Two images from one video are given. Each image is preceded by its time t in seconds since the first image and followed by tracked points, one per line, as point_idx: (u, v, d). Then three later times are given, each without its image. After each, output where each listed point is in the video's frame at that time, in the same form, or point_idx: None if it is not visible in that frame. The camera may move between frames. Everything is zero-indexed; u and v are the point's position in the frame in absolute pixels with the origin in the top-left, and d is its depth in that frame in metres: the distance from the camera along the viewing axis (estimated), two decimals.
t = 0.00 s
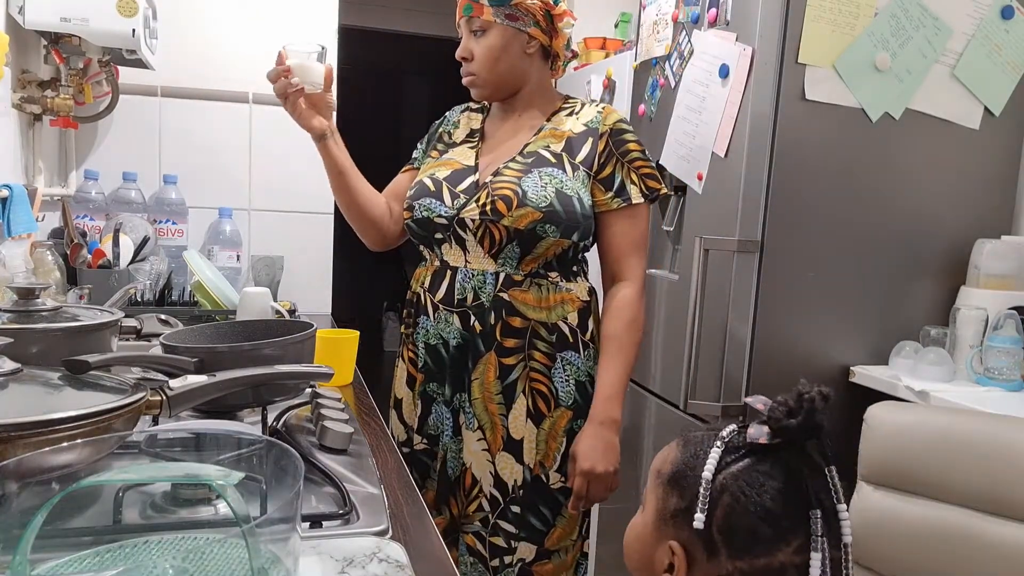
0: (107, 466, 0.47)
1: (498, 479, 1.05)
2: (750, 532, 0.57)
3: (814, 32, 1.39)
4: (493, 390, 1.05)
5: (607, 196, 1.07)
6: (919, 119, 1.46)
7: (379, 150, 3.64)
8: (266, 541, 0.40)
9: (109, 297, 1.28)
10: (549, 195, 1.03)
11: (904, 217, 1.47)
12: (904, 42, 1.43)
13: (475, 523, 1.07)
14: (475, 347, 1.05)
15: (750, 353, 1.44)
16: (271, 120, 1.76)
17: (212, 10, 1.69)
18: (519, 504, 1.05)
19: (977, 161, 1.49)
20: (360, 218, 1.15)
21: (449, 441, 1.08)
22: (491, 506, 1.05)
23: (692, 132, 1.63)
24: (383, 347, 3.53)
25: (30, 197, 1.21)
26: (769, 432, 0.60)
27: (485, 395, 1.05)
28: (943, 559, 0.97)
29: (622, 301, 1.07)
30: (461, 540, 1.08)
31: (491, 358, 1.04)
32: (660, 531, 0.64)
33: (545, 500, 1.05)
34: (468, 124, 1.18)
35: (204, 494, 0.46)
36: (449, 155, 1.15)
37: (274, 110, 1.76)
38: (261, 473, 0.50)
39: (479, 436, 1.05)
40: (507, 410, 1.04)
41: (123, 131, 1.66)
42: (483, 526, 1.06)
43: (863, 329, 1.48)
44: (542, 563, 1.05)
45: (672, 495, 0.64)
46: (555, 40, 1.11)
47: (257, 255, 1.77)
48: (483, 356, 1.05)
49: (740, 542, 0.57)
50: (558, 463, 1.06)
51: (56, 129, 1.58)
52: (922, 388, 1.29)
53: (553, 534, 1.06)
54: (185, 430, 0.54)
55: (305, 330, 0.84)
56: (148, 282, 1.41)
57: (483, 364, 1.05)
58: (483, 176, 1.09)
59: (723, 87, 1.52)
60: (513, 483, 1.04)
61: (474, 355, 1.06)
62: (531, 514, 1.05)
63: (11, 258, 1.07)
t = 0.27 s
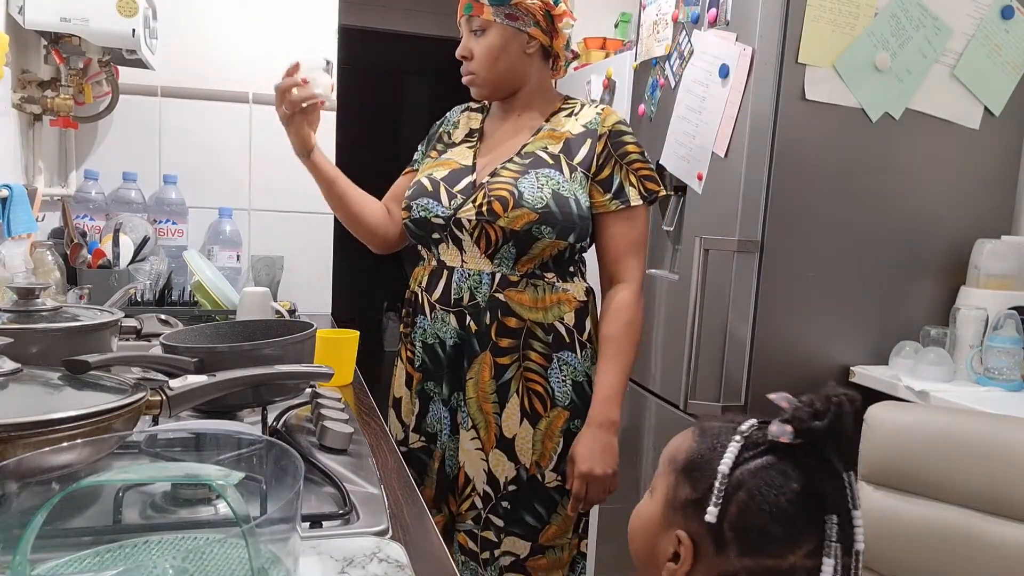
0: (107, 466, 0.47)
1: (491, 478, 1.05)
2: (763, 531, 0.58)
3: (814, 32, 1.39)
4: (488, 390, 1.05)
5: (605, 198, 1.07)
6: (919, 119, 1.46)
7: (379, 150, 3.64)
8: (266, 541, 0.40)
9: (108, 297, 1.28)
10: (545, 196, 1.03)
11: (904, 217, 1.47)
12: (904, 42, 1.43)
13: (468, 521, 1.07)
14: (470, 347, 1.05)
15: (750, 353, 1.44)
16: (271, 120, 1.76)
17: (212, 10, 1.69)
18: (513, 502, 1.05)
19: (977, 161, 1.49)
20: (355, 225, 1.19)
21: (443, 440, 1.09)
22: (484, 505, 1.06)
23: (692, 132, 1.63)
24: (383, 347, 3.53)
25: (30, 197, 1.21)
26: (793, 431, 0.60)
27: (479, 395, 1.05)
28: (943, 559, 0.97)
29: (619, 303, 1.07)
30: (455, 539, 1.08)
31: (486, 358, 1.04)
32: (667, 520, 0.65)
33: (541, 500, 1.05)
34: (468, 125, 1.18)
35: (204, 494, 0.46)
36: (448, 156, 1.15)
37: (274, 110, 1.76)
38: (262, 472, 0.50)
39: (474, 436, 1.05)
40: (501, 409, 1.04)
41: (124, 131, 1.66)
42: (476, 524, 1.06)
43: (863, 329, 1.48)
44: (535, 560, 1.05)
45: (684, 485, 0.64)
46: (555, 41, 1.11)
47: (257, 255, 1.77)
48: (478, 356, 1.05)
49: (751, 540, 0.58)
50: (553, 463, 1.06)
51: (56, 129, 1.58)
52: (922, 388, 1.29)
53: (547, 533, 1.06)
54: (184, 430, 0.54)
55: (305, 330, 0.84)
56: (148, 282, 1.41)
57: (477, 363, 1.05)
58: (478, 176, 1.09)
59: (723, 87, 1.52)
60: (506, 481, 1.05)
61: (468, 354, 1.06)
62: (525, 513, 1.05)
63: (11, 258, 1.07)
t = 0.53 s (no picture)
0: (108, 466, 0.47)
1: (492, 478, 1.06)
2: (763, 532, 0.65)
3: (814, 32, 1.39)
4: (487, 390, 1.05)
5: (603, 198, 1.07)
6: (919, 119, 1.46)
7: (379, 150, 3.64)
8: (266, 541, 0.40)
9: (108, 297, 1.28)
10: (543, 198, 1.03)
11: (904, 217, 1.47)
12: (904, 42, 1.43)
13: (472, 521, 1.08)
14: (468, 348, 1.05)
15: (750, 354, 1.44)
16: (271, 119, 1.76)
17: (212, 10, 1.69)
18: (513, 502, 1.06)
19: (977, 161, 1.49)
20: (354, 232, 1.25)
21: (440, 440, 1.09)
22: (485, 504, 1.07)
23: (692, 132, 1.63)
24: (383, 347, 3.53)
25: (30, 197, 1.21)
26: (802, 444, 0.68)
27: (479, 396, 1.06)
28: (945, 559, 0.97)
29: (617, 304, 1.07)
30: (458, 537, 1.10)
31: (485, 358, 1.05)
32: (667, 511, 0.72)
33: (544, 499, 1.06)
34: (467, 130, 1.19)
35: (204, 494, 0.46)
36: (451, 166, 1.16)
37: (274, 110, 1.76)
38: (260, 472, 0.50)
39: (473, 436, 1.06)
40: (500, 410, 1.05)
41: (124, 131, 1.66)
42: (477, 522, 1.08)
43: (863, 329, 1.48)
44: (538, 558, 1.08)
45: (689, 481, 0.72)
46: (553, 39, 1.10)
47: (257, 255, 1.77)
48: (476, 357, 1.05)
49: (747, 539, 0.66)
50: (553, 463, 1.07)
51: (56, 129, 1.58)
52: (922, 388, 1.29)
53: (548, 531, 1.07)
54: (182, 430, 0.54)
55: (305, 330, 0.84)
56: (148, 282, 1.41)
57: (476, 364, 1.05)
58: (474, 176, 1.08)
59: (723, 87, 1.51)
60: (507, 482, 1.06)
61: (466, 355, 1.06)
62: (525, 511, 1.07)
63: (11, 258, 1.06)
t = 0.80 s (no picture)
0: (107, 466, 0.47)
1: (500, 483, 1.08)
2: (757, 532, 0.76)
3: (814, 32, 1.39)
4: (493, 397, 1.07)
5: (603, 199, 1.05)
6: (919, 119, 1.46)
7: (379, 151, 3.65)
8: (266, 540, 0.40)
9: (108, 297, 1.28)
10: (546, 203, 1.02)
11: (905, 217, 1.47)
12: (904, 42, 1.43)
13: (482, 527, 1.11)
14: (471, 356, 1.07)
15: (750, 354, 1.44)
16: (271, 120, 1.76)
17: (212, 9, 1.69)
18: (521, 506, 1.09)
19: (976, 161, 1.49)
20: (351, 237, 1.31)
21: (443, 446, 1.12)
22: (494, 509, 1.10)
23: (692, 132, 1.63)
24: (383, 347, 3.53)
25: (30, 197, 1.21)
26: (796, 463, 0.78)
27: (485, 402, 1.07)
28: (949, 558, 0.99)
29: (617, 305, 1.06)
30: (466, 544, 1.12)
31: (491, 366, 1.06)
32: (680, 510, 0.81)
33: (547, 502, 1.09)
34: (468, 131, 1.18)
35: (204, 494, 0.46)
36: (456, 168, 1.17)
37: (274, 110, 1.76)
38: (260, 473, 0.50)
39: (480, 442, 1.08)
40: (508, 416, 1.07)
41: (124, 131, 1.66)
42: (486, 528, 1.11)
43: (863, 329, 1.48)
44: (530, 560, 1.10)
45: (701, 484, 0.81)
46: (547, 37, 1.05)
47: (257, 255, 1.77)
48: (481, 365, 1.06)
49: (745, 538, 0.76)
50: (558, 467, 1.08)
51: (56, 129, 1.58)
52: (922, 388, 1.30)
53: (554, 532, 1.10)
54: (181, 430, 0.54)
55: (305, 330, 0.84)
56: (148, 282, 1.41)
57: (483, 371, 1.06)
58: (469, 177, 1.09)
59: (723, 87, 1.51)
60: (513, 485, 1.08)
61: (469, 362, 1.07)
62: (533, 514, 1.09)
63: (10, 258, 1.06)
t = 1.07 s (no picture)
0: (107, 466, 0.47)
1: (506, 490, 1.07)
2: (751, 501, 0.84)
3: (814, 32, 1.39)
4: (501, 402, 1.06)
5: (613, 202, 1.06)
6: (919, 119, 1.46)
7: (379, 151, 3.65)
8: (267, 541, 0.40)
9: (108, 298, 1.28)
10: (556, 208, 1.03)
11: (904, 217, 1.47)
12: (904, 42, 1.43)
13: (483, 535, 1.09)
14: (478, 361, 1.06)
15: (750, 354, 1.44)
16: (271, 120, 1.76)
17: (211, 9, 1.69)
18: (527, 512, 1.08)
19: (976, 161, 1.49)
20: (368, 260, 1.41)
21: (447, 451, 1.11)
22: (500, 518, 1.09)
23: (692, 132, 1.62)
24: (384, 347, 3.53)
25: (30, 197, 1.21)
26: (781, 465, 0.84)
27: (493, 407, 1.07)
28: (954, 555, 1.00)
29: (627, 308, 1.05)
30: (468, 552, 1.10)
31: (498, 371, 1.05)
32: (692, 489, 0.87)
33: (553, 509, 1.08)
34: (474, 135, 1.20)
35: (203, 494, 0.46)
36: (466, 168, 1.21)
37: (274, 110, 1.76)
38: (262, 473, 0.50)
39: (487, 448, 1.08)
40: (515, 422, 1.07)
41: (124, 132, 1.66)
42: (491, 537, 1.09)
43: (862, 329, 1.48)
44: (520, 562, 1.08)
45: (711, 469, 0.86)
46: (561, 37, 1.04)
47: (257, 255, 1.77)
48: (489, 370, 1.05)
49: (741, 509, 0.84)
50: (564, 472, 1.08)
51: (56, 129, 1.58)
52: (921, 388, 1.31)
53: (563, 541, 1.09)
54: (182, 430, 0.54)
55: (305, 330, 0.84)
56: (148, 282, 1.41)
57: (490, 376, 1.06)
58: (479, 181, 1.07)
59: (723, 87, 1.51)
60: (520, 492, 1.07)
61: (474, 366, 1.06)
62: (539, 521, 1.08)
63: (11, 259, 1.06)
